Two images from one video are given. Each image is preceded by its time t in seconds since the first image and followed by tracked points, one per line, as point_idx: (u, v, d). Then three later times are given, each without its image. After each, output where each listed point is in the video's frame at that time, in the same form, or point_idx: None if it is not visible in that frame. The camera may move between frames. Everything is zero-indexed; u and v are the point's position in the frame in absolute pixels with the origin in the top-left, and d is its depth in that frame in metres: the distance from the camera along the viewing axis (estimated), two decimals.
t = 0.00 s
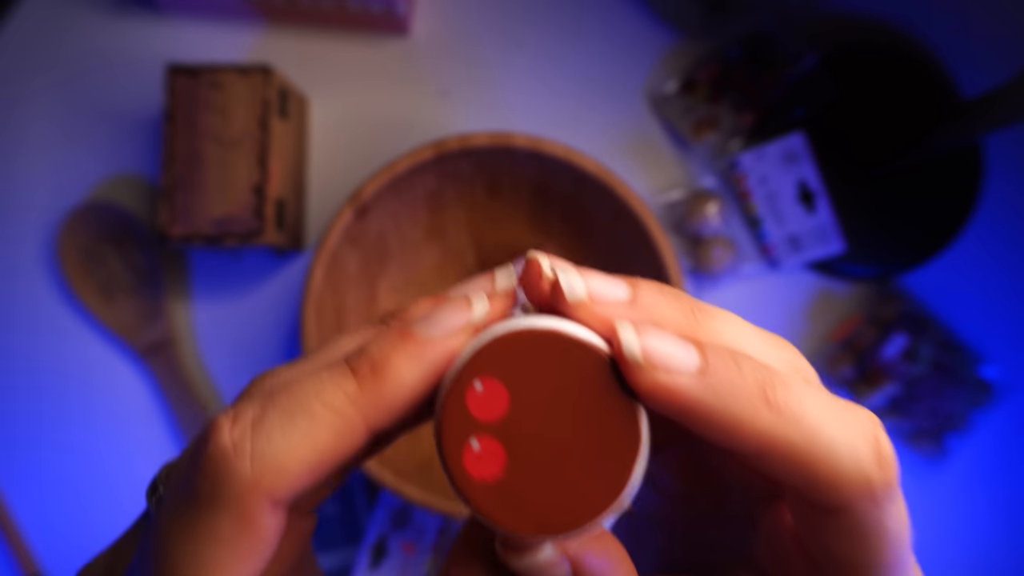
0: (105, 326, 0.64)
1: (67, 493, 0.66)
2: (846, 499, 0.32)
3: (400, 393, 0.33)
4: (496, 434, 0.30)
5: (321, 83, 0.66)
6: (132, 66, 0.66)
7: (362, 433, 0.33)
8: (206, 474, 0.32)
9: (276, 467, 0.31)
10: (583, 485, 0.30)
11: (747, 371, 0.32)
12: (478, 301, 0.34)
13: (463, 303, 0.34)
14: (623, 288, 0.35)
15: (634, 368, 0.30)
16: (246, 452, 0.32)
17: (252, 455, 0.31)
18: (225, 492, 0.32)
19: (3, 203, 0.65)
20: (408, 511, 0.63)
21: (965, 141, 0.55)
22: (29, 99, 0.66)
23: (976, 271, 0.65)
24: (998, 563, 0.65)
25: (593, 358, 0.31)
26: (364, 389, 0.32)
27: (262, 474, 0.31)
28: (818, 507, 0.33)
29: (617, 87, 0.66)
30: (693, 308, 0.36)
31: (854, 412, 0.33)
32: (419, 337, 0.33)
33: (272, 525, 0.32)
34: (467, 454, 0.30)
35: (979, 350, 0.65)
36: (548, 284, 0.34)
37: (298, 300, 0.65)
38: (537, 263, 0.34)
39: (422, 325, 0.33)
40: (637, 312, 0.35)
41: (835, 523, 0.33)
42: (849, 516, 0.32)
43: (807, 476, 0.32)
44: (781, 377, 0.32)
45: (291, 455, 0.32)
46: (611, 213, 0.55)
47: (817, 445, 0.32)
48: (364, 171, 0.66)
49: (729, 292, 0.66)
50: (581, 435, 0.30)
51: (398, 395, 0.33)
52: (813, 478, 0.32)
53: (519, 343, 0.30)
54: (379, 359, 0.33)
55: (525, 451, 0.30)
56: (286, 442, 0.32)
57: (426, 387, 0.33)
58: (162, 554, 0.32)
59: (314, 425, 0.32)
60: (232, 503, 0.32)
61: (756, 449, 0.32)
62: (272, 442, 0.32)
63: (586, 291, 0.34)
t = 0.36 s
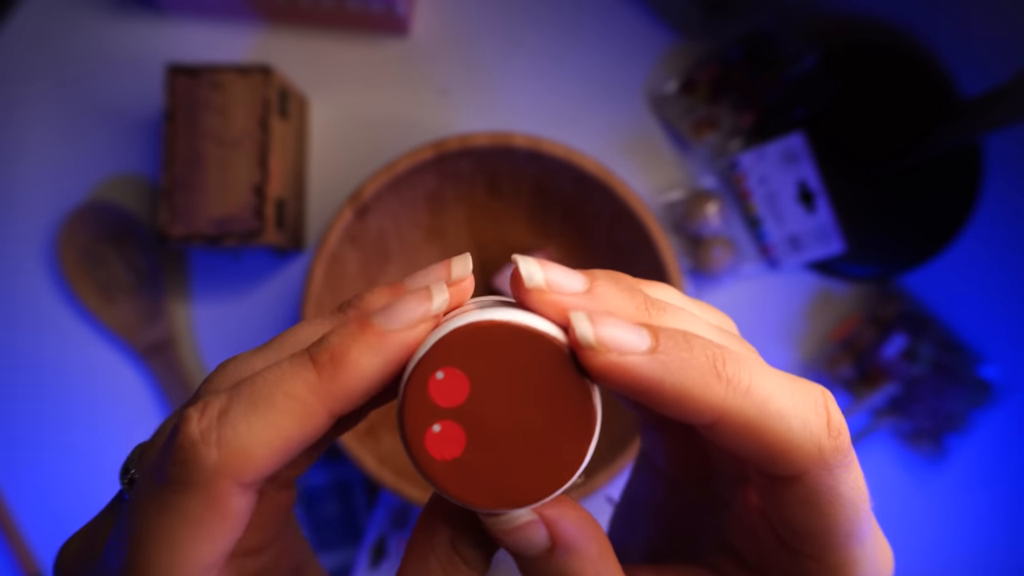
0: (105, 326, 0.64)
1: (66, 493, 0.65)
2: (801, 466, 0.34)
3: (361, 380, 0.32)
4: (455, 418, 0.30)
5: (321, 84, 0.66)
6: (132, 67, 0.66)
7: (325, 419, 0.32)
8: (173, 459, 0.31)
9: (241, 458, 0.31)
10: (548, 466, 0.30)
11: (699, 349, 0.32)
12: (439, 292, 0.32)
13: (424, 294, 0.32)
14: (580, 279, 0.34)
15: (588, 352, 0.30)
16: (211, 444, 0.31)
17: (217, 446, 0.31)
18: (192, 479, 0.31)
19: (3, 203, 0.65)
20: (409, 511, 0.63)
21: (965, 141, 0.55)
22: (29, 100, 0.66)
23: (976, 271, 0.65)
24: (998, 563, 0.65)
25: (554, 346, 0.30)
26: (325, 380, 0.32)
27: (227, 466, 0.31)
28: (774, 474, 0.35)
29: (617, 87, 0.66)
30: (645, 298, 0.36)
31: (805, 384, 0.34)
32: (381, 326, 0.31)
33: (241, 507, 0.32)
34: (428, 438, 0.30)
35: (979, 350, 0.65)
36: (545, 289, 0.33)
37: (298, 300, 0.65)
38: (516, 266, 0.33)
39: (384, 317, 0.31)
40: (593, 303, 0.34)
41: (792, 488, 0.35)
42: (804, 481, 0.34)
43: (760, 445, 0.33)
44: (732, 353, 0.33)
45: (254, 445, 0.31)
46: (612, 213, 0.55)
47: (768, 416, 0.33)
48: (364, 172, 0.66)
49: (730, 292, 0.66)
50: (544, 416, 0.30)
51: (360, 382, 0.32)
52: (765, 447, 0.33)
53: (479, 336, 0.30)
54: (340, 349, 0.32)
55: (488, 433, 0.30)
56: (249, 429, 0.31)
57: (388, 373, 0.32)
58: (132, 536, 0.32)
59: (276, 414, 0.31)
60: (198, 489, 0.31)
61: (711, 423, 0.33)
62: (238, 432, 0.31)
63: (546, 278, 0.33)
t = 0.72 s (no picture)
0: (106, 326, 0.64)
1: (66, 494, 0.66)
2: (821, 469, 0.33)
3: (366, 391, 0.31)
4: (465, 429, 0.29)
5: (321, 84, 0.66)
6: (131, 67, 0.66)
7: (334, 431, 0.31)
8: (188, 480, 0.31)
9: (251, 478, 0.31)
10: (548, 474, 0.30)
11: (715, 350, 0.32)
12: (443, 291, 0.30)
13: (427, 295, 0.30)
14: (594, 273, 0.33)
15: (600, 363, 0.30)
16: (219, 466, 0.31)
17: (226, 469, 0.31)
18: (206, 500, 0.31)
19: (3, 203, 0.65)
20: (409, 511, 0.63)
21: (966, 141, 0.55)
22: (29, 100, 0.66)
23: (976, 272, 0.65)
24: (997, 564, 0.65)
25: (558, 358, 0.29)
26: (329, 393, 0.31)
27: (238, 486, 0.31)
28: (793, 477, 0.34)
29: (617, 87, 0.66)
30: (661, 293, 0.35)
31: (829, 382, 0.34)
32: (381, 337, 0.30)
33: (258, 519, 0.32)
34: (434, 450, 0.29)
35: (979, 349, 0.65)
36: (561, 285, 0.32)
37: (297, 300, 0.65)
38: (526, 260, 0.32)
39: (383, 325, 0.30)
40: (608, 297, 0.33)
41: (811, 492, 0.34)
42: (824, 485, 0.34)
43: (785, 447, 0.33)
44: (750, 353, 0.32)
45: (264, 464, 0.31)
46: (612, 213, 0.55)
47: (790, 416, 0.32)
48: (364, 172, 0.66)
49: (730, 292, 0.66)
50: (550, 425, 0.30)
51: (364, 394, 0.31)
52: (791, 449, 0.33)
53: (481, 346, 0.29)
54: (341, 361, 0.30)
55: (495, 444, 0.29)
56: (255, 448, 0.31)
57: (392, 381, 0.31)
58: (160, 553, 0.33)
59: (282, 431, 0.31)
60: (212, 508, 0.31)
61: (729, 427, 0.33)
62: (245, 452, 0.31)
63: (559, 274, 0.32)
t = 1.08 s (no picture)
0: (106, 326, 0.64)
1: (66, 494, 0.66)
2: (805, 315, 0.38)
3: (414, 252, 0.36)
4: (498, 269, 0.34)
5: (321, 84, 0.66)
6: (132, 67, 0.66)
7: (392, 293, 0.36)
8: (270, 354, 0.36)
9: (332, 346, 0.35)
10: (564, 319, 0.34)
11: (707, 208, 0.38)
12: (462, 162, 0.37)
13: (452, 166, 0.37)
14: (598, 154, 0.40)
15: (608, 213, 0.35)
16: (303, 338, 0.35)
17: (309, 339, 0.35)
18: (293, 375, 0.35)
19: (4, 204, 0.65)
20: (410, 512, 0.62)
21: (967, 140, 0.55)
22: (29, 99, 0.66)
23: (976, 273, 0.65)
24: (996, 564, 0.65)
25: (581, 223, 0.35)
26: (390, 262, 0.35)
27: (322, 355, 0.35)
28: (783, 329, 0.39)
29: (617, 87, 0.66)
30: (657, 176, 0.42)
31: (811, 244, 0.39)
32: (423, 203, 0.35)
33: (339, 396, 0.36)
34: (470, 289, 0.34)
35: (978, 349, 0.65)
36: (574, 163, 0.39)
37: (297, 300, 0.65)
38: (541, 142, 0.39)
39: (422, 194, 0.36)
40: (611, 171, 0.40)
41: (799, 343, 0.39)
42: (811, 334, 0.38)
43: (772, 297, 0.38)
44: (737, 212, 0.38)
45: (342, 334, 0.35)
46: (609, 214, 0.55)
47: (775, 266, 0.38)
48: (364, 172, 0.66)
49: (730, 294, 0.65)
50: (568, 277, 0.34)
51: (413, 256, 0.36)
52: (777, 299, 0.38)
53: (517, 205, 0.34)
54: (394, 232, 0.35)
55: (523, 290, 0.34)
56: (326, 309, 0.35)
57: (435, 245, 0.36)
58: (244, 440, 0.36)
59: (348, 291, 0.35)
60: (292, 371, 0.35)
61: (722, 276, 0.39)
62: (325, 321, 0.35)
63: (567, 150, 0.39)
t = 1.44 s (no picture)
0: (105, 326, 0.64)
1: (67, 492, 0.66)
2: (698, 165, 0.40)
3: (387, 135, 0.40)
4: (451, 160, 0.36)
5: (322, 85, 0.66)
6: (131, 66, 0.66)
7: (363, 166, 0.41)
8: (257, 209, 0.39)
9: (311, 193, 0.39)
10: (510, 191, 0.36)
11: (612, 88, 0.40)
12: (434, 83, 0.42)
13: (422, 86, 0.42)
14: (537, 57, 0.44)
15: (534, 108, 0.37)
16: (286, 184, 0.39)
17: (290, 186, 0.39)
18: (276, 212, 0.38)
19: (5, 202, 0.65)
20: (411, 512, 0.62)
21: (968, 140, 0.55)
22: (30, 99, 0.66)
23: (976, 273, 0.65)
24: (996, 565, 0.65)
25: (511, 116, 0.37)
26: (362, 136, 0.40)
27: (300, 198, 0.39)
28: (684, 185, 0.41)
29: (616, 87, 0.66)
30: (580, 79, 0.44)
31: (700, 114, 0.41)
32: (395, 101, 0.41)
33: (315, 237, 0.39)
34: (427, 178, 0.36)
35: (977, 349, 0.64)
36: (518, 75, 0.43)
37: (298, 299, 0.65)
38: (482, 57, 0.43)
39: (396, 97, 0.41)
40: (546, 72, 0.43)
41: (697, 193, 0.41)
42: (705, 182, 0.40)
43: (668, 149, 0.40)
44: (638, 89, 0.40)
45: (318, 186, 0.39)
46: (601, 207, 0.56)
47: (668, 127, 0.39)
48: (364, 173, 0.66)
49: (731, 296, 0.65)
50: (506, 155, 0.36)
51: (386, 139, 0.40)
52: (673, 150, 0.40)
53: (452, 105, 0.36)
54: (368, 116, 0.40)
55: (469, 169, 0.36)
56: (310, 171, 0.39)
57: (405, 133, 0.41)
58: (238, 286, 0.39)
59: (331, 161, 0.40)
60: (280, 218, 0.38)
61: (628, 142, 0.40)
62: (302, 172, 0.39)
63: (508, 59, 0.43)
